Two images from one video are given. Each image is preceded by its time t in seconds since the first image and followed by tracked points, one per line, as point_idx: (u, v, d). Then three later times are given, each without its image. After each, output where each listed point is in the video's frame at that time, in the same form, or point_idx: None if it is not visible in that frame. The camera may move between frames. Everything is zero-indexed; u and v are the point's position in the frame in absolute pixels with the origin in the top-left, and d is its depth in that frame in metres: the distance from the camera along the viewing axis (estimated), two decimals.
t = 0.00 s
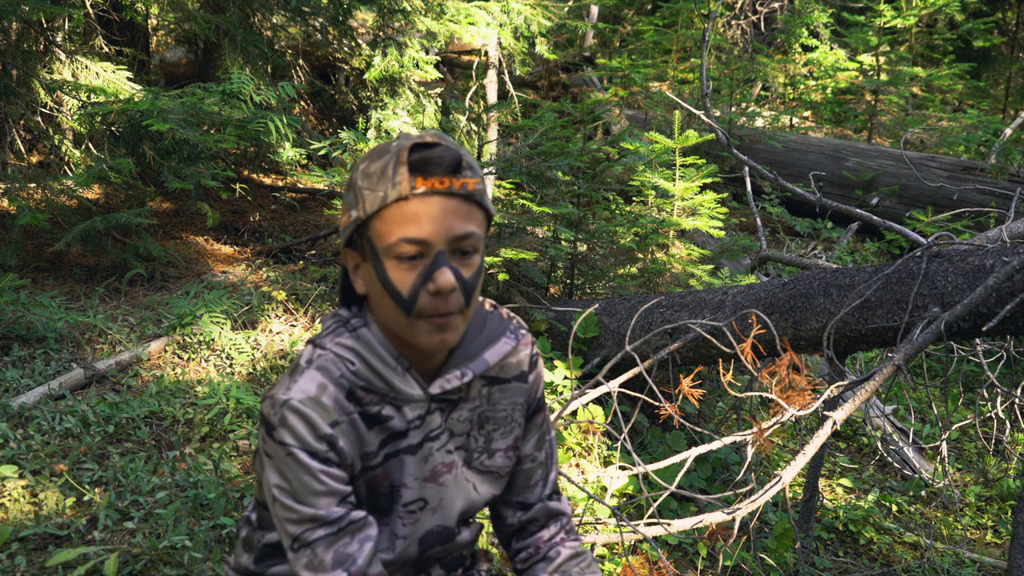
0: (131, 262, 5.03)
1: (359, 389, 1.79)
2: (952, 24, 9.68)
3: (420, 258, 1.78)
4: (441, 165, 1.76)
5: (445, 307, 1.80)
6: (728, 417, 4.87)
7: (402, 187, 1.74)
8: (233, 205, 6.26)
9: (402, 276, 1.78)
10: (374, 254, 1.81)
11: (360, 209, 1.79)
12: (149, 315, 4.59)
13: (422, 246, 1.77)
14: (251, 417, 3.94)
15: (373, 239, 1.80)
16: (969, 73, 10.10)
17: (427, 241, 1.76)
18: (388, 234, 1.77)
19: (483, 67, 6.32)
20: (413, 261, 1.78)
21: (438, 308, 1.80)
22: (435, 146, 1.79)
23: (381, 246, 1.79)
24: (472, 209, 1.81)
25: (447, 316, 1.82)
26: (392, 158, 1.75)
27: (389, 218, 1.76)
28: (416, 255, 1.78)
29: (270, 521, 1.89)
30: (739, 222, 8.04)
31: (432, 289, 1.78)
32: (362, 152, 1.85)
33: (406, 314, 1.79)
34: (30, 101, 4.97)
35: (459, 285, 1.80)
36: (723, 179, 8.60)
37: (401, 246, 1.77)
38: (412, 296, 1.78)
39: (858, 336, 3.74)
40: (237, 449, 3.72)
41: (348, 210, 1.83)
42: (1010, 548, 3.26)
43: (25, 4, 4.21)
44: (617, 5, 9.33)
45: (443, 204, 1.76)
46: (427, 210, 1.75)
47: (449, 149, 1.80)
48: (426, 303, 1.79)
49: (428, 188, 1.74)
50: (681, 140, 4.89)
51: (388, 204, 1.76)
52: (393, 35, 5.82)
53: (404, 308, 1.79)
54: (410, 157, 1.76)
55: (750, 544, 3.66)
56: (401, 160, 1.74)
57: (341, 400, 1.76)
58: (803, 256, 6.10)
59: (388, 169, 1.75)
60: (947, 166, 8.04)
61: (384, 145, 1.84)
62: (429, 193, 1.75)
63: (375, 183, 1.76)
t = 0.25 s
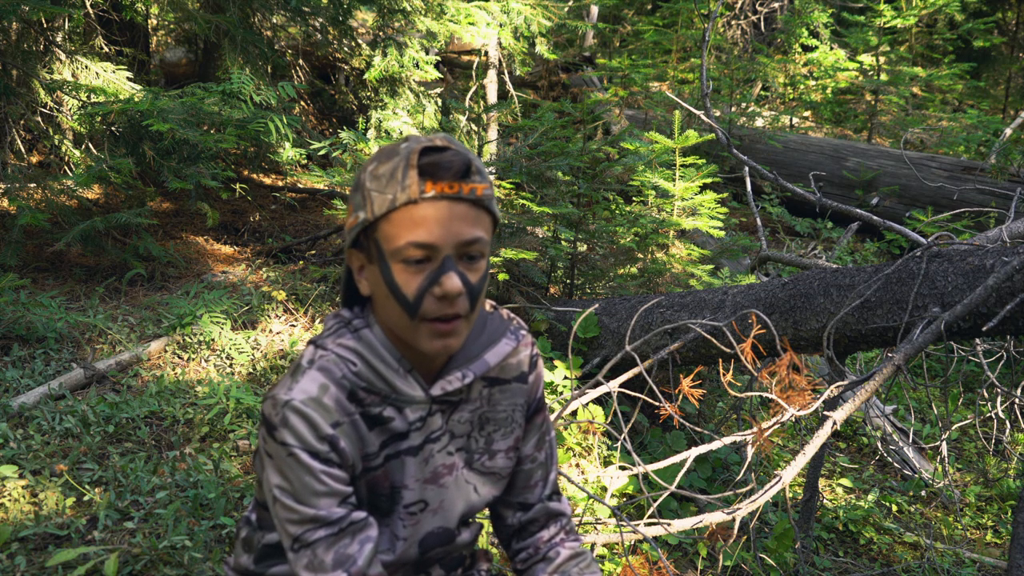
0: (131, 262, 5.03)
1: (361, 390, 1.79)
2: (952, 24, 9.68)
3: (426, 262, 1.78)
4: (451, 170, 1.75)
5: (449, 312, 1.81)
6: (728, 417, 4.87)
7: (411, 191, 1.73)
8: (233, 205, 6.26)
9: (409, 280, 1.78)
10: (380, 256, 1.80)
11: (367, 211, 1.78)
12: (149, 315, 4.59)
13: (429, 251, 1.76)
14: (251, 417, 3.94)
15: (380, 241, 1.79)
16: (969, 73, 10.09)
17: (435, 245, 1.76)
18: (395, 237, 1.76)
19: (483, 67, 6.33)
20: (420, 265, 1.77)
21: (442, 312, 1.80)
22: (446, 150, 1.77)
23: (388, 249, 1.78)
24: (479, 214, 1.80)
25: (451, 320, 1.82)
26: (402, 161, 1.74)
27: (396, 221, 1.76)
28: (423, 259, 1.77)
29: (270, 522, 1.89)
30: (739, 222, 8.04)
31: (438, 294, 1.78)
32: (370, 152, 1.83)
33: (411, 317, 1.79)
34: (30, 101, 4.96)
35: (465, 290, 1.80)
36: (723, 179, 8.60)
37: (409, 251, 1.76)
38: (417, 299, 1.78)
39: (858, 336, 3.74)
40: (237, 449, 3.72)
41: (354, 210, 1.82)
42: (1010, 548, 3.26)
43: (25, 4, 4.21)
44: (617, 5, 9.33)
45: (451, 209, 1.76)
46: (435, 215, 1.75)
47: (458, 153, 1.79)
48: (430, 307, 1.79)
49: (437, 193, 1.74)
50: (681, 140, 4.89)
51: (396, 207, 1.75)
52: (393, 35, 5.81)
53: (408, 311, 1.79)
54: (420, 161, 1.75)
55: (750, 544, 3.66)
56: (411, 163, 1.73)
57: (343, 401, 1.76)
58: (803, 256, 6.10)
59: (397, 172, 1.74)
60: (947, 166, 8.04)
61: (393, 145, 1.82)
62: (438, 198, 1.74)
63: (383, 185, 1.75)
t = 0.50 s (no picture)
0: (131, 262, 5.03)
1: (361, 391, 1.79)
2: (952, 24, 9.68)
3: (432, 265, 1.78)
4: (460, 174, 1.75)
5: (453, 314, 1.81)
6: (728, 417, 4.87)
7: (419, 194, 1.73)
8: (233, 205, 6.26)
9: (413, 282, 1.78)
10: (385, 258, 1.80)
11: (374, 212, 1.78)
12: (149, 315, 4.59)
13: (435, 254, 1.77)
14: (251, 417, 3.94)
15: (386, 242, 1.79)
16: (970, 73, 10.09)
17: (441, 248, 1.76)
18: (401, 239, 1.77)
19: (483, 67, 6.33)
20: (426, 268, 1.78)
21: (446, 314, 1.81)
22: (455, 154, 1.77)
23: (393, 251, 1.79)
24: (486, 218, 1.80)
25: (455, 322, 1.83)
26: (411, 163, 1.74)
27: (403, 223, 1.76)
28: (428, 262, 1.78)
29: (270, 522, 1.89)
30: (739, 222, 8.04)
31: (442, 297, 1.79)
32: (378, 153, 1.83)
33: (415, 319, 1.80)
34: (30, 101, 4.96)
35: (470, 294, 1.81)
36: (723, 179, 8.60)
37: (415, 253, 1.76)
38: (421, 301, 1.79)
39: (858, 336, 3.74)
40: (237, 449, 3.71)
41: (361, 211, 1.82)
42: (1010, 548, 3.25)
43: (25, 4, 4.21)
44: (617, 5, 9.33)
45: (458, 213, 1.75)
46: (442, 218, 1.74)
47: (468, 156, 1.79)
48: (435, 310, 1.80)
49: (445, 196, 1.73)
50: (681, 140, 4.89)
51: (404, 210, 1.75)
52: (393, 35, 5.81)
53: (412, 313, 1.80)
54: (428, 163, 1.75)
55: (750, 544, 3.66)
56: (419, 166, 1.73)
57: (343, 401, 1.76)
58: (803, 256, 6.10)
59: (406, 175, 1.74)
60: (947, 166, 8.04)
61: (402, 146, 1.82)
62: (446, 202, 1.74)
63: (391, 187, 1.75)
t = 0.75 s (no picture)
0: (131, 262, 5.03)
1: (361, 391, 1.79)
2: (952, 24, 9.68)
3: (438, 264, 1.77)
4: (466, 174, 1.75)
5: (458, 314, 1.81)
6: (728, 417, 4.87)
7: (427, 193, 1.72)
8: (233, 205, 6.26)
9: (419, 282, 1.78)
10: (390, 257, 1.80)
11: (380, 211, 1.78)
12: (149, 315, 4.59)
13: (442, 254, 1.76)
14: (251, 417, 3.94)
15: (391, 241, 1.79)
16: (969, 74, 10.10)
17: (447, 248, 1.76)
18: (407, 239, 1.76)
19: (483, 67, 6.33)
20: (432, 267, 1.77)
21: (452, 315, 1.81)
22: (462, 154, 1.77)
23: (399, 250, 1.78)
24: (491, 219, 1.80)
25: (460, 323, 1.83)
26: (419, 163, 1.74)
27: (409, 223, 1.75)
28: (434, 262, 1.77)
29: (269, 522, 1.89)
30: (739, 222, 8.04)
31: (448, 297, 1.78)
32: (383, 152, 1.83)
33: (421, 319, 1.80)
34: (30, 101, 4.96)
35: (476, 294, 1.81)
36: (723, 179, 8.60)
37: (421, 253, 1.76)
38: (427, 301, 1.78)
39: (858, 336, 3.74)
40: (237, 449, 3.71)
41: (366, 210, 1.81)
42: (1010, 548, 3.26)
43: (25, 4, 4.21)
44: (617, 5, 9.32)
45: (465, 213, 1.75)
46: (449, 219, 1.74)
47: (474, 157, 1.79)
48: (440, 309, 1.79)
49: (452, 197, 1.73)
50: (681, 139, 4.89)
51: (410, 209, 1.74)
52: (393, 35, 5.81)
53: (418, 313, 1.79)
54: (435, 163, 1.74)
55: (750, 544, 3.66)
56: (427, 166, 1.73)
57: (343, 401, 1.76)
58: (803, 256, 6.10)
59: (413, 174, 1.73)
60: (947, 166, 8.03)
61: (407, 146, 1.81)
62: (453, 202, 1.73)
63: (398, 187, 1.75)
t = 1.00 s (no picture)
0: (131, 262, 5.03)
1: (360, 393, 1.79)
2: (952, 24, 9.68)
3: (450, 262, 1.78)
4: (479, 173, 1.75)
5: (470, 312, 1.81)
6: (728, 417, 4.87)
7: (441, 191, 1.72)
8: (233, 205, 6.26)
9: (431, 280, 1.78)
10: (401, 255, 1.79)
11: (392, 209, 1.77)
12: (149, 315, 4.59)
13: (454, 251, 1.77)
14: (251, 417, 3.94)
15: (402, 240, 1.78)
16: (969, 74, 10.10)
17: (461, 246, 1.76)
18: (420, 236, 1.76)
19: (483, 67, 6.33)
20: (444, 265, 1.78)
21: (463, 312, 1.81)
22: (473, 153, 1.77)
23: (411, 248, 1.78)
24: (501, 217, 1.82)
25: (470, 320, 1.83)
26: (431, 160, 1.73)
27: (421, 221, 1.75)
28: (447, 260, 1.78)
29: (268, 524, 1.89)
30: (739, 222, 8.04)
31: (460, 294, 1.79)
32: (392, 149, 1.81)
33: (432, 317, 1.80)
34: (30, 101, 4.96)
35: (487, 292, 1.82)
36: (723, 179, 8.60)
37: (434, 251, 1.76)
38: (439, 299, 1.79)
39: (858, 336, 3.74)
40: (237, 449, 3.71)
41: (376, 208, 1.80)
42: (1010, 548, 3.25)
43: (25, 4, 4.21)
44: (617, 5, 9.32)
45: (477, 212, 1.76)
46: (462, 217, 1.75)
47: (484, 156, 1.80)
48: (452, 307, 1.80)
49: (466, 195, 1.73)
50: (681, 139, 4.89)
51: (423, 207, 1.74)
52: (393, 35, 5.81)
53: (429, 311, 1.80)
54: (448, 162, 1.74)
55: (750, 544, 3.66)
56: (440, 164, 1.72)
57: (342, 403, 1.76)
58: (803, 256, 6.11)
59: (426, 172, 1.73)
60: (947, 166, 8.04)
61: (417, 144, 1.80)
62: (466, 200, 1.74)
63: (410, 185, 1.74)
